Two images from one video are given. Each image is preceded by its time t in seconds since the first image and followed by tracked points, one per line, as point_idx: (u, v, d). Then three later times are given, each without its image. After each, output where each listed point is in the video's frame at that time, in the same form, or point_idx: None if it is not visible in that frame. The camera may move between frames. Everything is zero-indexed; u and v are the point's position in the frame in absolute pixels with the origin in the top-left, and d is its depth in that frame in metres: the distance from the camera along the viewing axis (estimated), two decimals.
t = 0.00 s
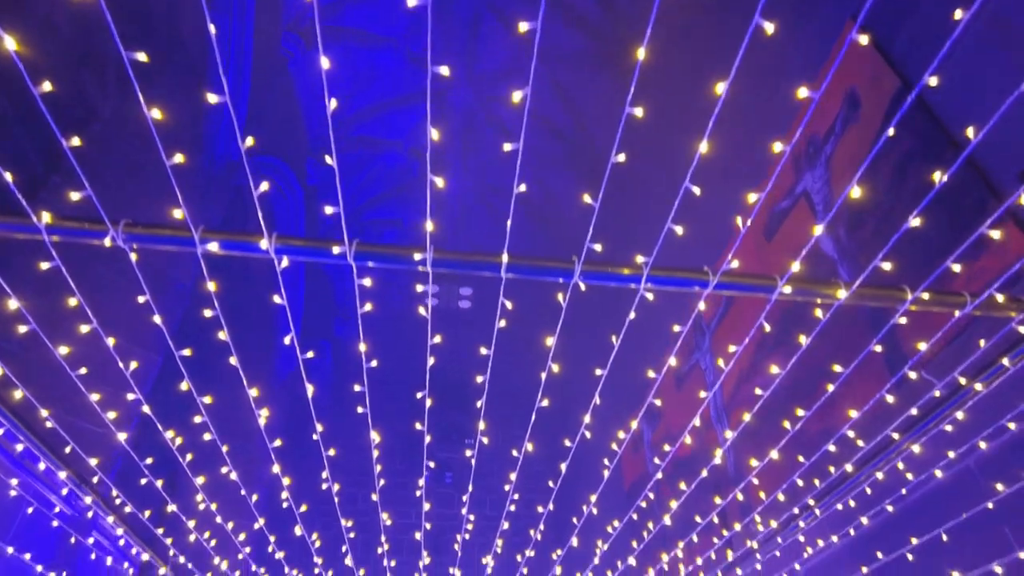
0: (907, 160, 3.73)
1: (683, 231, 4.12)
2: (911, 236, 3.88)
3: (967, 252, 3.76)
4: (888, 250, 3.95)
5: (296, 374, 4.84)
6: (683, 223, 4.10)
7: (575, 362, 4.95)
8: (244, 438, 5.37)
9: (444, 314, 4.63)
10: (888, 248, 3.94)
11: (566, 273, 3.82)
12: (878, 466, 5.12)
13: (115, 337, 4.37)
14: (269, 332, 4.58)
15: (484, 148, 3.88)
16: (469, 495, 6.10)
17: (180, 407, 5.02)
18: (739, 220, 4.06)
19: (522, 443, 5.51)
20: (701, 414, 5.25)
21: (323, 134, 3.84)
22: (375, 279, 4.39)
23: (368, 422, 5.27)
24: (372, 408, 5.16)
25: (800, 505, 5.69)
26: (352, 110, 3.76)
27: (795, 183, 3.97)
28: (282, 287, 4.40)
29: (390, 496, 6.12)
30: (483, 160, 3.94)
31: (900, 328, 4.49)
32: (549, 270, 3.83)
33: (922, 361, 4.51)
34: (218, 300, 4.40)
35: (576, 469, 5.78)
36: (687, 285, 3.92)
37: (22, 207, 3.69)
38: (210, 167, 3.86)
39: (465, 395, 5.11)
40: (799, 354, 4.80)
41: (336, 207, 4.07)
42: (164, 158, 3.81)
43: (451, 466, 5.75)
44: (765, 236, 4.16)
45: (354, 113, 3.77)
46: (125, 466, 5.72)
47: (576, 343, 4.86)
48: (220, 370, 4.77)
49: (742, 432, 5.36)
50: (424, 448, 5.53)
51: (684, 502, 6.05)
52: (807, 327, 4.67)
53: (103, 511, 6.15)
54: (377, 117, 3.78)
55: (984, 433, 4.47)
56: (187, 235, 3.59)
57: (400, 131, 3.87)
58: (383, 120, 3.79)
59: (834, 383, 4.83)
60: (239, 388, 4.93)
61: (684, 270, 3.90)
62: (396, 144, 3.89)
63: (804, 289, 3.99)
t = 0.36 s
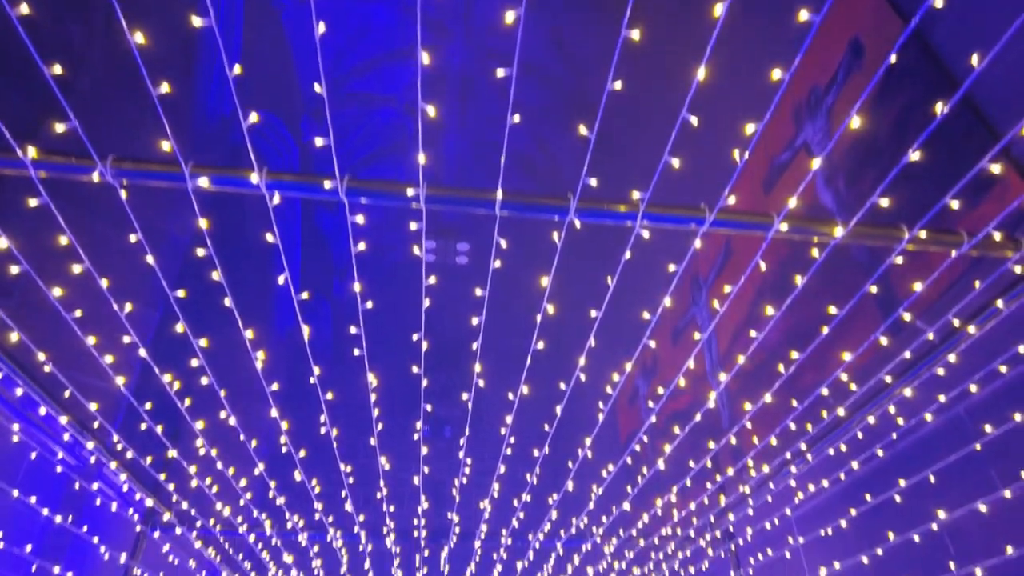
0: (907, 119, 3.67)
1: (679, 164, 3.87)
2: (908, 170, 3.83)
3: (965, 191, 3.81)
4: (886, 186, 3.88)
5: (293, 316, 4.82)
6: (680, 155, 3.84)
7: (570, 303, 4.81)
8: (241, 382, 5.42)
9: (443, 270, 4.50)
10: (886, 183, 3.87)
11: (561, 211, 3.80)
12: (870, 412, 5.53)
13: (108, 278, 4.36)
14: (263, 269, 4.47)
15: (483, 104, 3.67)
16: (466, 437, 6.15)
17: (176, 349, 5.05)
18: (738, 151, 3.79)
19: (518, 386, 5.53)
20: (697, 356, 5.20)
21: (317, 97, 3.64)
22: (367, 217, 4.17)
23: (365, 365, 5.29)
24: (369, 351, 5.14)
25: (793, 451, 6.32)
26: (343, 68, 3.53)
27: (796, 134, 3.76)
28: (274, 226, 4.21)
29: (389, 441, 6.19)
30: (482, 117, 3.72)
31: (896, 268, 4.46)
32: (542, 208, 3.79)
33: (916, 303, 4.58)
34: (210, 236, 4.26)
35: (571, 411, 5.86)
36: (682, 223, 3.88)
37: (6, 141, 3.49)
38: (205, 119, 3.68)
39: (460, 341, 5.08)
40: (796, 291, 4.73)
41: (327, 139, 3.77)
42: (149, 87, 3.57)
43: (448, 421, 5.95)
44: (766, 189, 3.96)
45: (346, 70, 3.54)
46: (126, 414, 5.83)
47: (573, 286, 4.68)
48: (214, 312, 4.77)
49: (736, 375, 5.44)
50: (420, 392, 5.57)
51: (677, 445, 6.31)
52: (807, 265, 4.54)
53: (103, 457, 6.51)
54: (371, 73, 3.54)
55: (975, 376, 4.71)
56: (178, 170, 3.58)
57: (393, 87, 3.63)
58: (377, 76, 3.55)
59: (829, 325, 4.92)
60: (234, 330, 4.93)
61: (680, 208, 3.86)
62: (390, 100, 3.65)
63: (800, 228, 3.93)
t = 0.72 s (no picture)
0: (912, 58, 3.58)
1: (680, 92, 3.69)
2: (915, 99, 3.72)
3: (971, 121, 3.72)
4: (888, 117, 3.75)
5: (289, 254, 4.76)
6: (681, 82, 3.66)
7: (569, 240, 4.70)
8: (240, 321, 5.43)
9: (441, 209, 4.41)
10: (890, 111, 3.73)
11: (557, 143, 3.71)
12: (865, 352, 5.71)
13: (101, 216, 4.33)
14: (256, 206, 4.38)
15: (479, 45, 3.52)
16: (464, 376, 6.22)
17: (173, 288, 5.03)
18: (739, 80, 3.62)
19: (516, 326, 5.56)
20: (693, 293, 5.22)
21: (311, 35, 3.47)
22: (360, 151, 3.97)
23: (363, 304, 5.30)
24: (366, 290, 5.14)
25: (787, 391, 6.54)
26: (340, 5, 3.38)
27: (800, 75, 3.64)
28: (266, 158, 4.05)
29: (388, 380, 6.27)
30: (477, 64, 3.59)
31: (896, 205, 4.38)
32: (540, 139, 3.69)
33: (915, 241, 4.55)
34: (202, 171, 4.13)
35: (568, 351, 5.91)
36: (684, 156, 3.82)
37: None
38: (196, 60, 3.51)
39: (457, 280, 5.07)
40: (795, 227, 4.64)
41: (318, 64, 3.56)
42: (134, 11, 3.37)
43: (448, 366, 6.09)
44: (766, 130, 3.86)
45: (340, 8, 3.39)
46: (127, 354, 5.85)
47: (573, 224, 4.57)
48: (210, 249, 4.73)
49: (733, 312, 5.46)
50: (418, 331, 5.60)
51: (673, 386, 6.43)
52: (806, 201, 4.44)
53: (106, 398, 6.59)
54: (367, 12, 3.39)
55: (971, 315, 4.74)
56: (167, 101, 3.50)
57: (388, 29, 3.48)
58: (373, 15, 3.41)
59: (826, 263, 4.90)
60: (231, 267, 4.89)
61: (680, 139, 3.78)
62: (384, 43, 3.51)
63: (801, 161, 3.88)
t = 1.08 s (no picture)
0: None
1: (686, 20, 3.54)
2: (925, 29, 3.54)
3: (981, 55, 3.65)
4: (898, 49, 3.65)
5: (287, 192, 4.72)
6: (687, 9, 3.50)
7: (571, 177, 4.65)
8: (241, 262, 5.43)
9: (441, 145, 4.35)
10: (899, 46, 3.63)
11: (562, 75, 3.76)
12: (865, 293, 5.77)
13: (97, 152, 4.29)
14: (254, 142, 4.30)
15: None
16: (465, 318, 6.26)
17: (172, 227, 5.00)
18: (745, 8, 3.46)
19: (516, 267, 5.57)
20: (694, 232, 5.18)
21: None
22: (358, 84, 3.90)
23: (362, 244, 5.28)
24: (366, 230, 5.12)
25: (785, 334, 6.61)
26: None
27: (807, 17, 3.51)
28: (264, 92, 3.95)
29: (389, 322, 6.31)
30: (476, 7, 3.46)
31: (901, 142, 4.26)
32: (541, 70, 3.73)
33: (919, 180, 4.55)
34: (199, 105, 4.02)
35: (569, 293, 5.94)
36: (687, 88, 3.84)
37: None
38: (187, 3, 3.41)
39: (458, 220, 5.05)
40: (797, 165, 4.53)
41: None
42: None
43: (450, 308, 6.12)
44: (773, 68, 3.78)
45: None
46: (129, 296, 5.85)
47: (575, 161, 4.52)
48: (209, 187, 4.67)
49: (734, 253, 5.42)
50: (419, 273, 5.61)
51: (672, 328, 6.47)
52: (808, 140, 4.31)
53: (110, 342, 6.65)
54: None
55: (971, 257, 4.75)
56: (161, 30, 3.49)
57: None
58: None
59: (828, 203, 4.85)
60: (230, 206, 4.85)
61: (684, 70, 3.79)
62: None
63: (808, 95, 3.91)
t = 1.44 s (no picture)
0: None
1: None
2: None
3: None
4: None
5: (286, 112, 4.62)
6: None
7: (575, 96, 4.54)
8: (241, 187, 5.38)
9: (443, 62, 4.23)
10: None
11: None
12: (868, 221, 5.76)
13: (89, 71, 4.17)
14: (249, 58, 4.18)
15: None
16: (467, 246, 6.26)
17: (170, 151, 4.93)
18: None
19: (519, 193, 5.52)
20: (699, 155, 5.08)
21: None
22: None
23: (363, 168, 5.22)
24: (367, 152, 5.05)
25: (786, 263, 6.63)
26: None
27: None
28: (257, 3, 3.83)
29: (391, 250, 6.31)
30: None
31: (916, 61, 4.14)
32: None
33: (929, 102, 4.46)
34: (192, 18, 3.90)
35: (571, 220, 5.91)
36: None
37: None
38: None
39: (459, 144, 4.98)
40: (806, 85, 4.39)
41: None
42: None
43: (452, 235, 6.10)
44: None
45: None
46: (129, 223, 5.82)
47: (579, 79, 4.39)
48: (205, 108, 4.57)
49: (738, 178, 5.35)
50: (420, 198, 5.57)
51: (673, 256, 6.47)
52: (818, 58, 4.17)
53: (113, 272, 6.68)
54: None
55: (977, 184, 4.69)
56: None
57: None
58: None
59: (836, 125, 4.76)
60: (227, 127, 4.75)
61: None
62: None
63: (819, 9, 3.87)
